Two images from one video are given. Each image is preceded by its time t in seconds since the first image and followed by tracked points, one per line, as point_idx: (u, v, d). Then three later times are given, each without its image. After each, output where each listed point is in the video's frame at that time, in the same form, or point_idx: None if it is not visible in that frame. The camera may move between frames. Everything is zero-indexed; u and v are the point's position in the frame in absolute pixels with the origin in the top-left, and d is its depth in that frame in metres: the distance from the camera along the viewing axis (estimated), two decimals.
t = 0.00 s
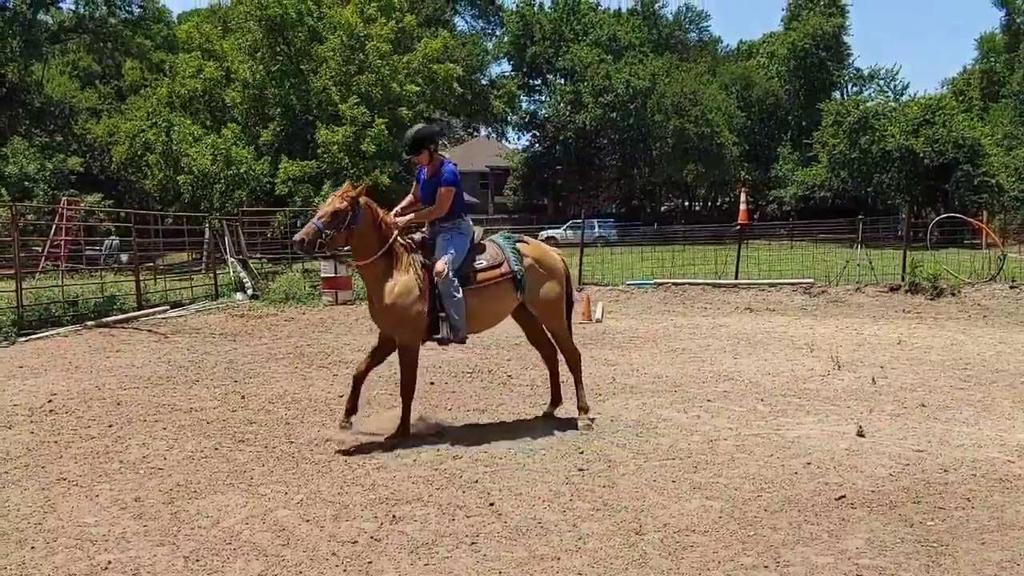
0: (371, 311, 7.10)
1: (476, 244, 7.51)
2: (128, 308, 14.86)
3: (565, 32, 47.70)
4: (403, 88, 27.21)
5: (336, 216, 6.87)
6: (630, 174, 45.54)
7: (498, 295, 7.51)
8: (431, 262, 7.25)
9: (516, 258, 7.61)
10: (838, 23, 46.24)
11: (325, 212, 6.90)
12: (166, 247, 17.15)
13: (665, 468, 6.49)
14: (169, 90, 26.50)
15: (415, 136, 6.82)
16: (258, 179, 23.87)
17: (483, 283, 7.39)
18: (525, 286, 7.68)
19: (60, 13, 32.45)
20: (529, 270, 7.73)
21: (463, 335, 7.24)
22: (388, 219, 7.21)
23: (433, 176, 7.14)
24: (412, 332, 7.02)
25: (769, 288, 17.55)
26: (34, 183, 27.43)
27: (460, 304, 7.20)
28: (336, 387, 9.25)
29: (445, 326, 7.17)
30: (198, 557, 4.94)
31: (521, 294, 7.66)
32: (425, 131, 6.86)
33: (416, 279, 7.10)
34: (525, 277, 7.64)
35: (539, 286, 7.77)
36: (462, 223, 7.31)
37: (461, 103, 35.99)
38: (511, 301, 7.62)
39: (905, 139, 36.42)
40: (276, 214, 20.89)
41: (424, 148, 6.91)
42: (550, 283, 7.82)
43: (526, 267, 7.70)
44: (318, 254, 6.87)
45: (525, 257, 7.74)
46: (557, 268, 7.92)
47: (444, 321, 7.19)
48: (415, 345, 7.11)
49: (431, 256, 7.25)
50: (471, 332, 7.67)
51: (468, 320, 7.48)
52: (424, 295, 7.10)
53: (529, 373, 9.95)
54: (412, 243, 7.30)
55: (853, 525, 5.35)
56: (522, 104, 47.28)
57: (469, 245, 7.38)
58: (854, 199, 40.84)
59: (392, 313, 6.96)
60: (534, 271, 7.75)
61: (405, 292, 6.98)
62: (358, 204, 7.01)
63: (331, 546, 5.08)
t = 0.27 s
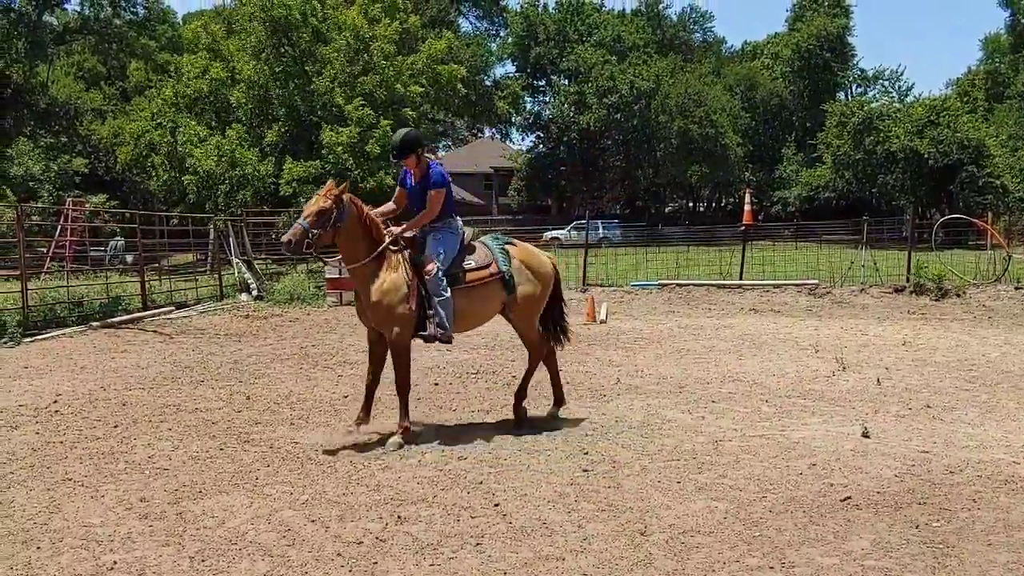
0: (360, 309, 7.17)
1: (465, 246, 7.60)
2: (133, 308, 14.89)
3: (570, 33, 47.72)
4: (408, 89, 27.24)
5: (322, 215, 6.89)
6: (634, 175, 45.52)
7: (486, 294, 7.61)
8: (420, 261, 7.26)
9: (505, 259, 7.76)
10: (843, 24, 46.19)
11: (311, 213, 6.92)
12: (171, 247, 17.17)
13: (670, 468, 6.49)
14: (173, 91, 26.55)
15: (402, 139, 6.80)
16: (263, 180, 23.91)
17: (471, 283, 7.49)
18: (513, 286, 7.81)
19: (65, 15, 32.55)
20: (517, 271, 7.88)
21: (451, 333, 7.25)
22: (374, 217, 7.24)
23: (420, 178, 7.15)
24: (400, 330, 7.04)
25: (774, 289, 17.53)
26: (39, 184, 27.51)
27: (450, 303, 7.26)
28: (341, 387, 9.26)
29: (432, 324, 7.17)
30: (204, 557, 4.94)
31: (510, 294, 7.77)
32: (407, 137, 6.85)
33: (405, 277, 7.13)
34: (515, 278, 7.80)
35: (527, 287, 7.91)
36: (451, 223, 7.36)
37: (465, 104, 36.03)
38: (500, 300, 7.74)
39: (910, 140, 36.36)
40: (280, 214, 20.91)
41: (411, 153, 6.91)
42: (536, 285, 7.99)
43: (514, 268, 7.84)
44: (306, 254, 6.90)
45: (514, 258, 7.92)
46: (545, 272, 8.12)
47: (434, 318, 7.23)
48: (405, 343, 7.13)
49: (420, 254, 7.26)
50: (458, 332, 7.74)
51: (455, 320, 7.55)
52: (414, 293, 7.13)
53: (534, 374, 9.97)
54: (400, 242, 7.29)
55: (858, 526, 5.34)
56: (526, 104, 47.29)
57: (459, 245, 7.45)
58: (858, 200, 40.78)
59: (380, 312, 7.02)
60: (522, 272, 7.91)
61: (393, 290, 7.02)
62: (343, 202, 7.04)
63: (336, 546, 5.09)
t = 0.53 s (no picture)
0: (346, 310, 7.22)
1: (454, 249, 7.64)
2: (140, 309, 14.93)
3: (576, 34, 47.72)
4: (414, 90, 27.28)
5: (305, 219, 6.90)
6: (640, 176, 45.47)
7: (469, 297, 7.66)
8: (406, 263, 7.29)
9: (488, 262, 7.83)
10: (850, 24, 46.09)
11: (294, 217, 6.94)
12: (179, 247, 17.20)
13: (678, 469, 6.48)
14: (181, 92, 26.62)
15: (397, 141, 6.80)
16: (270, 181, 23.94)
17: (455, 286, 7.54)
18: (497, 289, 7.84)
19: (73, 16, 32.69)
20: (500, 273, 7.92)
21: (431, 336, 7.28)
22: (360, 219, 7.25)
23: (409, 180, 7.15)
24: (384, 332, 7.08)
25: (782, 290, 17.49)
26: (47, 185, 27.62)
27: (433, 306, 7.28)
28: (349, 387, 9.27)
29: (414, 327, 7.21)
30: (212, 557, 4.95)
31: (493, 296, 7.81)
32: (393, 141, 6.85)
33: (390, 279, 7.14)
34: (498, 280, 7.85)
35: (511, 289, 7.94)
36: (440, 226, 7.36)
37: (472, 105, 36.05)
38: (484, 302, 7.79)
39: (918, 141, 36.24)
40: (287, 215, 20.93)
41: (400, 154, 6.91)
42: (521, 287, 8.00)
43: (497, 271, 7.89)
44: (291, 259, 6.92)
45: (497, 261, 7.97)
46: (532, 274, 8.12)
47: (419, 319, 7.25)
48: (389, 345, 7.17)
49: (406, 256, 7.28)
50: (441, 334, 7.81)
51: (438, 322, 7.59)
52: (399, 295, 7.15)
53: (540, 374, 9.97)
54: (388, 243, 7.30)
55: (867, 527, 5.32)
56: (532, 105, 47.29)
57: (446, 248, 7.46)
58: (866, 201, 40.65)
59: (365, 313, 7.06)
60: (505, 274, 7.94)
61: (377, 292, 7.03)
62: (326, 204, 7.03)
63: (344, 546, 5.10)
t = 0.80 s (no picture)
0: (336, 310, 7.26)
1: (441, 245, 7.71)
2: (153, 309, 15.00)
3: (587, 34, 47.72)
4: (425, 90, 27.33)
5: (290, 224, 6.94)
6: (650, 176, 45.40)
7: (460, 293, 7.73)
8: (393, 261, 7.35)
9: (477, 256, 7.89)
10: (861, 25, 45.96)
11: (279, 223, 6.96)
12: (191, 248, 17.28)
13: (691, 470, 6.48)
14: (193, 93, 26.72)
15: (395, 137, 6.87)
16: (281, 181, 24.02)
17: (445, 282, 7.58)
18: (486, 283, 7.91)
19: (86, 17, 32.90)
20: (490, 267, 7.97)
21: (427, 331, 7.30)
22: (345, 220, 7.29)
23: (401, 178, 7.23)
24: (374, 332, 7.17)
25: (793, 291, 17.45)
26: (60, 185, 27.78)
27: (423, 304, 7.35)
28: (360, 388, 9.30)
29: (407, 323, 7.24)
30: (227, 556, 4.98)
31: (482, 289, 7.89)
32: (398, 132, 6.88)
33: (378, 279, 7.22)
34: (488, 275, 7.92)
35: (500, 283, 8.02)
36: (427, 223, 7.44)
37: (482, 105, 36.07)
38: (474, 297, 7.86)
39: (929, 142, 36.07)
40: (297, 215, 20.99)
41: (396, 152, 7.00)
42: (511, 281, 8.08)
43: (487, 265, 7.95)
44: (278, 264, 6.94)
45: (486, 255, 8.03)
46: (521, 268, 8.20)
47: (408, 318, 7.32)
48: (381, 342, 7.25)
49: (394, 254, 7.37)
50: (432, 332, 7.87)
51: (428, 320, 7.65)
52: (387, 295, 7.23)
53: (551, 375, 9.99)
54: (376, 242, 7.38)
55: (881, 529, 5.31)
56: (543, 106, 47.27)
57: (434, 244, 7.53)
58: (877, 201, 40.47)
59: (355, 313, 7.11)
60: (493, 270, 7.99)
61: (367, 293, 7.13)
62: (310, 208, 7.09)
63: (357, 546, 5.12)
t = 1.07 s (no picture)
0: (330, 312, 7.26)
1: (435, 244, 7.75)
2: (169, 309, 15.09)
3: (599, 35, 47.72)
4: (438, 91, 27.40)
5: (281, 227, 7.02)
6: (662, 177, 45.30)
7: (456, 292, 7.75)
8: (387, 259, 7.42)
9: (475, 256, 7.90)
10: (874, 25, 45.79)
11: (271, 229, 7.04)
12: (206, 248, 17.36)
13: (707, 471, 6.47)
14: (207, 94, 26.87)
15: (389, 131, 7.00)
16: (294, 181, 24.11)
17: (439, 281, 7.61)
18: (483, 283, 7.93)
19: (102, 19, 33.24)
20: (487, 266, 7.99)
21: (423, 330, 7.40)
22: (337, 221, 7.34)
23: (395, 175, 7.34)
24: (369, 331, 7.19)
25: (806, 292, 17.39)
26: (75, 186, 27.99)
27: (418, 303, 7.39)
28: (375, 388, 9.32)
29: (404, 323, 7.34)
30: (244, 556, 5.00)
31: (478, 289, 7.91)
32: (394, 127, 7.03)
33: (371, 279, 7.24)
34: (484, 273, 7.93)
35: (498, 282, 8.06)
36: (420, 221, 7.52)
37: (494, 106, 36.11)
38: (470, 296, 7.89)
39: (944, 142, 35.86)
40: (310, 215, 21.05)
41: (390, 147, 7.12)
42: (508, 281, 8.12)
43: (485, 264, 7.97)
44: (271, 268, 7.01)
45: (484, 255, 8.03)
46: (518, 266, 8.23)
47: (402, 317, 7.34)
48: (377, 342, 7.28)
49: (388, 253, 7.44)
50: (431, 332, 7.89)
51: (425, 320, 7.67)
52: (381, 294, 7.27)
53: (565, 375, 10.00)
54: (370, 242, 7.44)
55: (899, 532, 5.28)
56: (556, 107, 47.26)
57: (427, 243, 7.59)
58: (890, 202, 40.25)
59: (350, 313, 7.11)
60: (490, 269, 8.01)
61: (360, 292, 7.14)
62: (302, 211, 7.16)
63: (374, 545, 5.14)
